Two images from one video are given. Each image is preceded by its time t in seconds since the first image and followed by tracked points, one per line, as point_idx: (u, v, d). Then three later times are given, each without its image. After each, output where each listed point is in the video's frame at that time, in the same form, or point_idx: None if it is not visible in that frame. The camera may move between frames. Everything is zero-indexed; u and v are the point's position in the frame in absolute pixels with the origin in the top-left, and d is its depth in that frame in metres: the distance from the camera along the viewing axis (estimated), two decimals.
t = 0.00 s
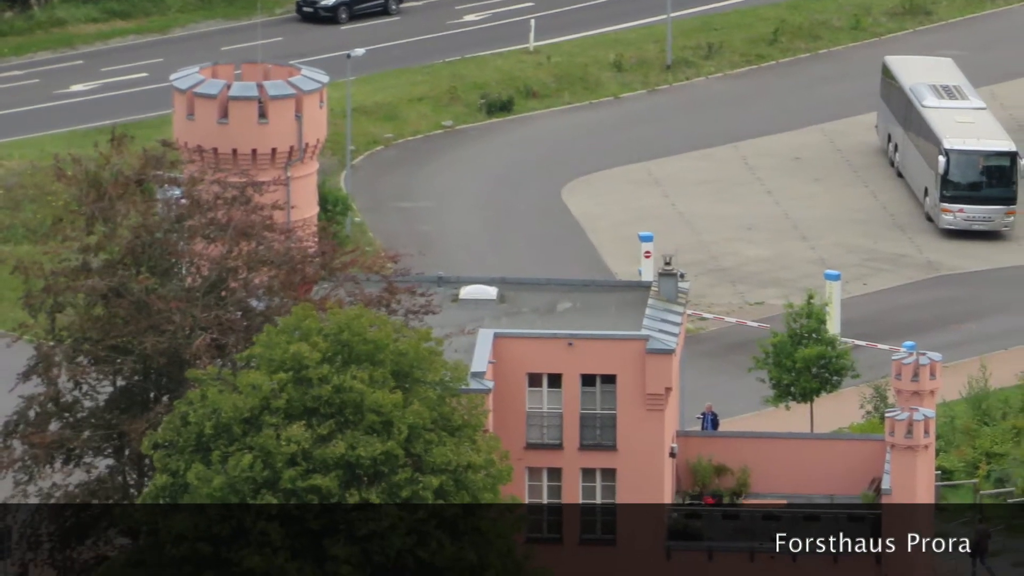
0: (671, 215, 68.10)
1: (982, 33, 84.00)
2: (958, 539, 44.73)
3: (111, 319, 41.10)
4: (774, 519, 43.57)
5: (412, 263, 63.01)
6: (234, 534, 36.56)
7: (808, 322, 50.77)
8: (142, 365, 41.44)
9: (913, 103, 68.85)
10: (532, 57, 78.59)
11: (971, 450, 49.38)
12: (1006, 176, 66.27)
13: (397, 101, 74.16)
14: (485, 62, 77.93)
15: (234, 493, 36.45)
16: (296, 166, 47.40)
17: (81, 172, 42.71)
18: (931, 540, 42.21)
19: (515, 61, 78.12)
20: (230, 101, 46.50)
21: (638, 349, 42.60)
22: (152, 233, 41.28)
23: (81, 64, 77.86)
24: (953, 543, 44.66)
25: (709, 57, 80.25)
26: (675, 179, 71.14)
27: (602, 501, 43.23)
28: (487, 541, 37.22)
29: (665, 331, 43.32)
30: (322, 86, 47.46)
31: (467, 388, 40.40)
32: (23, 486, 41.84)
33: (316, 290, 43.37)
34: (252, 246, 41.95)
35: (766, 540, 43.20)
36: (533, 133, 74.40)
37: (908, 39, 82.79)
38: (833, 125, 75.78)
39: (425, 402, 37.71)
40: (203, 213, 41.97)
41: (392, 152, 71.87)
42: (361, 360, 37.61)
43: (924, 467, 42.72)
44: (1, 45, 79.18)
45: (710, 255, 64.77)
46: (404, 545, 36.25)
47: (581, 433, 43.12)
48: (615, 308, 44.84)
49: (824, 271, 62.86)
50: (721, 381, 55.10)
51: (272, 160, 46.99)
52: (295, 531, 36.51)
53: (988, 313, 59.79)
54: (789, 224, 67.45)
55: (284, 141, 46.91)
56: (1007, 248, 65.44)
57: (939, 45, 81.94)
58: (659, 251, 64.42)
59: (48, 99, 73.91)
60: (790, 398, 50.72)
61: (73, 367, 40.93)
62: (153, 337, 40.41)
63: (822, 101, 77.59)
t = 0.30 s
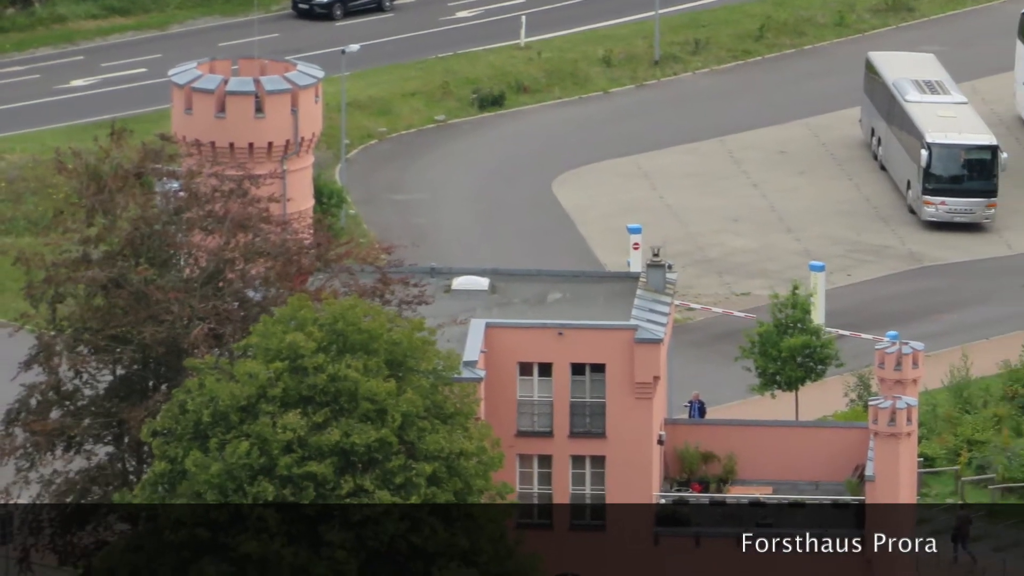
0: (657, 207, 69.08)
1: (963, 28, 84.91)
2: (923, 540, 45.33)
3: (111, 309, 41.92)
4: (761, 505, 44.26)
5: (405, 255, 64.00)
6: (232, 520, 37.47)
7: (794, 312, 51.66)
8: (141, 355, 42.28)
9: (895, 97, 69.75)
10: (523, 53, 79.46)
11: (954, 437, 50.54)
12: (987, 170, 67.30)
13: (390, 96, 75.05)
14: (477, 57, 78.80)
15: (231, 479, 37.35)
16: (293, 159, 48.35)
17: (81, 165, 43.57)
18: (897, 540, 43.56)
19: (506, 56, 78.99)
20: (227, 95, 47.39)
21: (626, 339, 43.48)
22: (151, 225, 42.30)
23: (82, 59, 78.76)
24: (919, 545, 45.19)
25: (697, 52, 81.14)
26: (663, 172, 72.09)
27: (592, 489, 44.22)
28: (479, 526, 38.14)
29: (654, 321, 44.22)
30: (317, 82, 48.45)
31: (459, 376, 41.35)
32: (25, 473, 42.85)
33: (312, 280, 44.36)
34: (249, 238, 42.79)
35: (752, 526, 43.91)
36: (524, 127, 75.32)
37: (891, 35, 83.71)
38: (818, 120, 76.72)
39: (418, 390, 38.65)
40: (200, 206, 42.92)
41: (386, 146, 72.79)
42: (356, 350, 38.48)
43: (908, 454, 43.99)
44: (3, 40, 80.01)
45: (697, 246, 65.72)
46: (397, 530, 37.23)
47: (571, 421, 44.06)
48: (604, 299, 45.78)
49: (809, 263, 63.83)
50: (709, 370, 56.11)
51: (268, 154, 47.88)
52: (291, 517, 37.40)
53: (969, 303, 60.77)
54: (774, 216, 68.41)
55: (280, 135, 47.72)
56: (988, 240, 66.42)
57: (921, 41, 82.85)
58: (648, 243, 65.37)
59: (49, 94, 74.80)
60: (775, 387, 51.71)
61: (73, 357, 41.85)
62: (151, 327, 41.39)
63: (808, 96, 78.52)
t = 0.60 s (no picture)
0: (645, 200, 70.10)
1: (944, 23, 85.89)
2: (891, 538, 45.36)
3: (111, 299, 42.86)
4: (746, 489, 45.18)
5: (399, 245, 65.01)
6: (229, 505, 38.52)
7: (778, 302, 52.71)
8: (140, 344, 43.29)
9: (878, 92, 70.62)
10: (514, 49, 80.39)
11: (934, 425, 51.76)
12: (968, 162, 68.34)
13: (384, 91, 76.00)
14: (468, 53, 79.73)
15: (228, 465, 38.35)
16: (287, 152, 49.40)
17: (82, 158, 44.68)
18: (863, 542, 44.60)
19: (497, 52, 79.92)
20: (224, 90, 48.34)
21: (615, 328, 44.51)
22: (150, 217, 43.19)
23: (82, 55, 79.73)
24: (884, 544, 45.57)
25: (683, 48, 82.08)
26: (650, 165, 73.08)
27: (581, 474, 45.21)
28: (471, 511, 39.41)
29: (642, 310, 45.24)
30: (313, 76, 49.38)
31: (452, 364, 42.39)
32: (27, 460, 43.88)
33: (307, 271, 45.26)
34: (246, 229, 43.78)
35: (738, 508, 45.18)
36: (515, 121, 76.32)
37: (873, 30, 84.69)
38: (802, 114, 77.76)
39: (411, 377, 39.61)
40: (198, 198, 43.82)
41: (380, 140, 73.77)
42: (350, 339, 39.50)
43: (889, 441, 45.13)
44: (4, 36, 80.87)
45: (684, 237, 66.76)
46: (390, 515, 38.31)
47: (560, 408, 45.04)
48: (593, 289, 46.77)
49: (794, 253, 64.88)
50: (695, 359, 57.22)
51: (264, 147, 48.85)
52: (287, 502, 38.31)
53: (951, 293, 61.85)
54: (759, 209, 69.44)
55: (276, 128, 48.79)
56: (968, 231, 67.47)
57: (902, 37, 83.82)
58: (636, 234, 66.39)
59: (50, 88, 75.75)
60: (760, 374, 52.82)
61: (74, 346, 42.89)
62: (150, 317, 42.37)
63: (794, 92, 79.52)
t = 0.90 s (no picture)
0: (632, 192, 71.12)
1: (925, 19, 86.92)
2: (858, 540, 45.46)
3: (110, 289, 43.87)
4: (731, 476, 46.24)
5: (392, 237, 66.01)
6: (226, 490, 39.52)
7: (763, 292, 53.84)
8: (138, 333, 44.14)
9: (860, 86, 71.62)
10: (504, 44, 81.35)
11: (916, 412, 52.96)
12: (948, 155, 69.42)
13: (378, 85, 76.98)
14: (460, 48, 80.70)
15: (225, 451, 39.34)
16: (284, 146, 50.31)
17: (82, 151, 45.59)
18: (828, 541, 45.58)
19: (488, 48, 80.89)
20: (221, 85, 49.38)
21: (603, 318, 45.50)
22: (149, 209, 44.28)
23: (82, 51, 80.69)
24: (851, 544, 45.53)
25: (670, 44, 83.06)
26: (639, 158, 74.09)
27: (570, 460, 46.25)
28: (462, 497, 40.52)
29: (629, 300, 46.29)
30: (308, 72, 50.46)
31: (444, 353, 43.41)
32: (28, 446, 44.93)
33: (302, 262, 46.33)
34: (242, 221, 44.83)
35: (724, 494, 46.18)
36: (505, 114, 77.35)
37: (856, 27, 85.70)
38: (787, 108, 78.79)
39: (404, 366, 40.61)
40: (196, 190, 44.79)
41: (374, 133, 74.75)
42: (344, 328, 40.51)
43: (873, 429, 45.64)
44: (6, 31, 81.80)
45: (671, 229, 67.80)
46: (384, 499, 39.16)
47: (550, 396, 46.08)
48: (581, 280, 47.80)
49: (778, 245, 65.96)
50: (682, 348, 58.30)
51: (260, 140, 49.82)
52: (283, 487, 39.28)
53: (932, 283, 62.93)
54: (744, 201, 70.50)
55: (272, 122, 49.71)
56: (949, 223, 68.54)
57: (884, 33, 84.84)
58: (624, 226, 67.44)
59: (51, 83, 76.70)
60: (745, 363, 53.86)
61: (74, 335, 43.89)
62: (149, 306, 43.31)
63: (778, 86, 80.56)
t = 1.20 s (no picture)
0: (620, 185, 72.15)
1: (908, 15, 87.96)
2: (823, 539, 46.50)
3: (110, 279, 44.77)
4: (718, 462, 47.27)
5: (386, 228, 67.03)
6: (223, 477, 40.52)
7: (749, 282, 54.82)
8: (138, 322, 45.14)
9: (844, 81, 72.66)
10: (496, 40, 82.33)
11: (898, 400, 54.18)
12: (930, 149, 70.35)
13: (372, 80, 78.00)
14: (451, 44, 81.69)
15: (223, 438, 40.30)
16: (280, 140, 51.39)
17: (83, 144, 46.60)
18: (794, 541, 46.62)
19: (480, 43, 81.88)
20: (219, 80, 50.29)
21: (593, 308, 46.54)
22: (148, 201, 45.13)
23: (83, 46, 81.67)
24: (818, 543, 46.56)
25: (658, 39, 84.07)
26: (627, 151, 75.13)
27: (560, 447, 47.28)
28: (454, 481, 41.50)
29: (618, 291, 47.34)
30: (303, 66, 51.53)
31: (436, 342, 44.43)
32: (30, 433, 45.85)
33: (299, 252, 47.26)
34: (240, 213, 45.88)
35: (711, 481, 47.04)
36: (497, 108, 78.39)
37: (840, 23, 86.72)
38: (772, 103, 79.81)
39: (398, 354, 41.57)
40: (194, 182, 45.98)
41: (368, 127, 75.76)
42: (339, 318, 41.58)
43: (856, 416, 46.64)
44: (9, 27, 82.80)
45: (658, 221, 68.86)
46: (377, 485, 40.17)
47: (540, 384, 47.07)
48: (571, 270, 48.83)
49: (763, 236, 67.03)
50: (670, 337, 59.42)
51: (257, 134, 50.91)
52: (278, 473, 40.35)
53: (913, 274, 64.05)
54: (731, 193, 71.56)
55: (269, 116, 50.80)
56: (930, 215, 69.60)
57: (867, 29, 85.88)
58: (613, 217, 68.50)
59: (52, 78, 77.69)
60: (731, 352, 54.94)
61: (75, 325, 44.85)
62: (148, 297, 44.19)
63: (764, 81, 81.59)
